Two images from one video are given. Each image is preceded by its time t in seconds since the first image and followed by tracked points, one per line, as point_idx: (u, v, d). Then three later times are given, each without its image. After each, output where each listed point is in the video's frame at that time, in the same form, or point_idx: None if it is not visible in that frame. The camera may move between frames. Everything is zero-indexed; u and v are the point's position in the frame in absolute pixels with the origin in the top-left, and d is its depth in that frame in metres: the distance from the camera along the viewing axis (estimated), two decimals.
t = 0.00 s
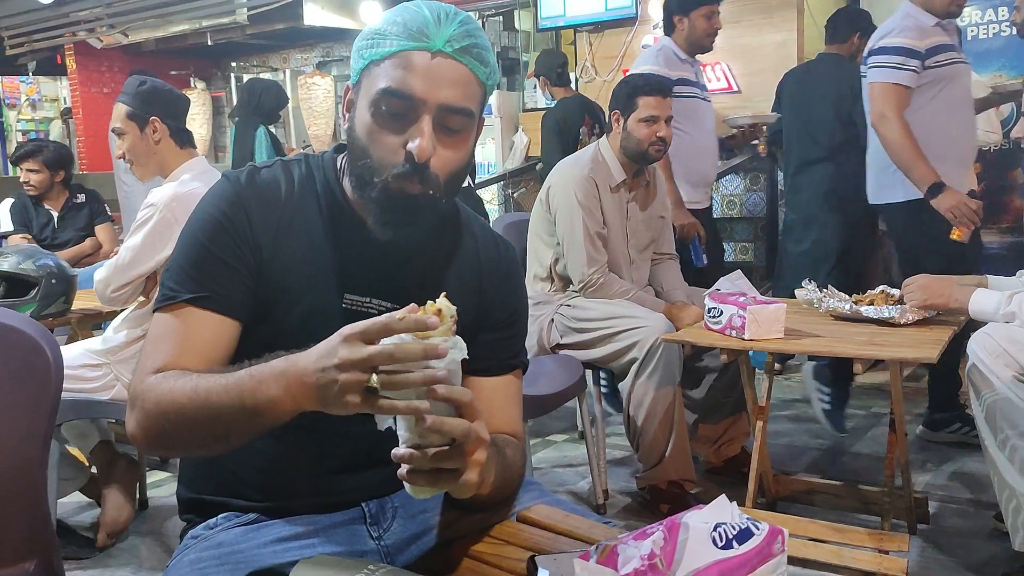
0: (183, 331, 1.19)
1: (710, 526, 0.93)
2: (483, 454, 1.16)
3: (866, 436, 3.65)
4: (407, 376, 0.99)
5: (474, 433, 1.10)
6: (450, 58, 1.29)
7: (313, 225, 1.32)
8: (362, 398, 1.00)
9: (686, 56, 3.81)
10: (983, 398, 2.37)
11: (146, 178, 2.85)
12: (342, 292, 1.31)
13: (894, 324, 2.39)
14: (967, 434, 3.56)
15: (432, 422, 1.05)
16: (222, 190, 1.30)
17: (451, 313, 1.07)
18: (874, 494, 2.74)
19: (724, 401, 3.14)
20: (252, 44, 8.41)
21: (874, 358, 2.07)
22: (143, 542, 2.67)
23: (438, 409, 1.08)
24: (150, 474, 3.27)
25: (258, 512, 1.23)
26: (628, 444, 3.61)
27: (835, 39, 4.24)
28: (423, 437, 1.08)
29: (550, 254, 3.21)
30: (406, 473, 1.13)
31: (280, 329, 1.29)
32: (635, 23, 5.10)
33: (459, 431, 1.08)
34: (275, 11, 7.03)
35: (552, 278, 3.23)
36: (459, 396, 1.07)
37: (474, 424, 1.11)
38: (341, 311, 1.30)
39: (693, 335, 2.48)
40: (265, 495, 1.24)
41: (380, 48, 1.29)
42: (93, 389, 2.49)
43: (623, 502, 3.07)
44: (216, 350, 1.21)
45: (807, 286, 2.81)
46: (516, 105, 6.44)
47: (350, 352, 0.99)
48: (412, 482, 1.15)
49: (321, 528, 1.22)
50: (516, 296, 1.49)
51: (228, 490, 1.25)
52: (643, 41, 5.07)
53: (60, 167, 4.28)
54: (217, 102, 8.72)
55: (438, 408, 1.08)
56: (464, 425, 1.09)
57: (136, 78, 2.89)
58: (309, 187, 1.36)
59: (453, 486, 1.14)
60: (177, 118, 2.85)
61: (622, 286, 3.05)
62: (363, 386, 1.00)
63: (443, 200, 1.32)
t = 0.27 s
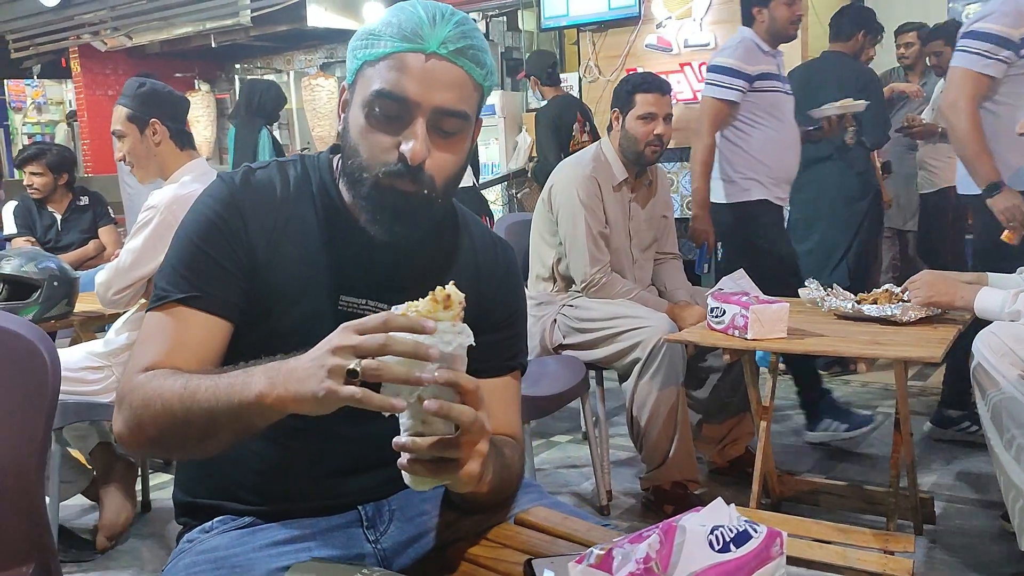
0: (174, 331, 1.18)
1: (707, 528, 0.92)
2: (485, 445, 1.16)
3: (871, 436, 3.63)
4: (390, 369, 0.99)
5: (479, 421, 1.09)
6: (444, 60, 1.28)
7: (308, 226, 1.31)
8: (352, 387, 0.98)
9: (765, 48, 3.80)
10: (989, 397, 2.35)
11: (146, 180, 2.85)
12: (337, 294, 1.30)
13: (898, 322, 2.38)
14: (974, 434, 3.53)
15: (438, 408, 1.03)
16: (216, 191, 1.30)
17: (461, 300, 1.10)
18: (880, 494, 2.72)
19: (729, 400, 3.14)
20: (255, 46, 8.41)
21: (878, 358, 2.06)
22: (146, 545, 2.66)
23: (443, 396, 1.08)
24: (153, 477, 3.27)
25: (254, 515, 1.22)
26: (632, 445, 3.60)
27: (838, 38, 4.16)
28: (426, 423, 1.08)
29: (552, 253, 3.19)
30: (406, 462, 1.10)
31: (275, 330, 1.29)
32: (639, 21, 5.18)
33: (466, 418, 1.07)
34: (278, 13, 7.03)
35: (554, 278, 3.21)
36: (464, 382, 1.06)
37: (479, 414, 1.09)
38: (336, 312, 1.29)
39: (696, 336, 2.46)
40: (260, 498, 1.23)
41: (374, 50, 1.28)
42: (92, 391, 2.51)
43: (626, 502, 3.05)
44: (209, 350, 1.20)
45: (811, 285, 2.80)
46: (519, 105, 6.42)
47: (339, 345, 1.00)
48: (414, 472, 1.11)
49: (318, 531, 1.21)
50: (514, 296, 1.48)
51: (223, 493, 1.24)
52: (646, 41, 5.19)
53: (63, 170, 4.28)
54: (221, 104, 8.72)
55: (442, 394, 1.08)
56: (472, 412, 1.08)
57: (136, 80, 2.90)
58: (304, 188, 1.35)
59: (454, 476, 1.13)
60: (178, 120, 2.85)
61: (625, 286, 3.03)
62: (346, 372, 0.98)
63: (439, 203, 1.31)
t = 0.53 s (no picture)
0: (172, 337, 1.18)
1: (704, 531, 0.92)
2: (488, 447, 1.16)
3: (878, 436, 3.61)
4: (384, 402, 0.97)
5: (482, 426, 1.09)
6: (445, 66, 1.26)
7: (306, 229, 1.31)
8: (343, 408, 0.97)
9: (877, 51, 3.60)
10: (995, 397, 2.33)
11: (148, 183, 2.86)
12: (337, 298, 1.30)
13: (902, 322, 2.37)
14: (981, 433, 3.51)
15: (442, 412, 1.02)
16: (213, 195, 1.29)
17: (463, 301, 1.07)
18: (886, 495, 2.71)
19: (733, 402, 3.10)
20: (261, 48, 8.44)
21: (883, 357, 2.04)
22: (150, 546, 2.67)
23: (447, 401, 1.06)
24: (157, 479, 3.28)
25: (251, 519, 1.22)
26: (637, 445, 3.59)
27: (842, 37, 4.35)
28: (429, 429, 1.06)
29: (555, 254, 3.18)
30: (409, 466, 1.10)
31: (274, 334, 1.28)
32: (643, 21, 5.17)
33: (469, 421, 1.06)
34: (284, 15, 7.05)
35: (557, 279, 3.20)
36: (465, 384, 1.06)
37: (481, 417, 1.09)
38: (336, 316, 1.29)
39: (699, 336, 2.45)
40: (257, 501, 1.23)
41: (373, 56, 1.25)
42: (96, 393, 2.51)
43: (631, 504, 3.04)
44: (207, 356, 1.20)
45: (815, 286, 2.79)
46: (524, 105, 6.42)
47: (343, 367, 1.00)
48: (415, 476, 1.11)
49: (315, 534, 1.21)
50: (514, 297, 1.48)
51: (221, 496, 1.24)
52: (651, 41, 5.19)
53: (69, 173, 4.30)
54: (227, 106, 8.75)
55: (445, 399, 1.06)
56: (475, 415, 1.08)
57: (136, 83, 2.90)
58: (302, 191, 1.35)
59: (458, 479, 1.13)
60: (179, 123, 2.86)
61: (629, 286, 3.02)
62: (340, 393, 0.98)
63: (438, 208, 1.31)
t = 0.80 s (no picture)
0: (171, 342, 1.18)
1: (700, 534, 0.91)
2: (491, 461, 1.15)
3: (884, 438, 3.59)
4: (379, 411, 0.97)
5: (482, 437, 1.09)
6: (449, 71, 1.26)
7: (306, 233, 1.31)
8: (338, 416, 0.98)
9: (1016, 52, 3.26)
10: (1000, 398, 2.31)
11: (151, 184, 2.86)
12: (337, 301, 1.30)
13: (907, 323, 2.36)
14: (988, 435, 3.49)
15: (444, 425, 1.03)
16: (213, 199, 1.29)
17: (469, 314, 1.05)
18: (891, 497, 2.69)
19: (738, 404, 3.08)
20: (268, 50, 8.47)
21: (887, 359, 2.04)
22: (154, 547, 2.68)
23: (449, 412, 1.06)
24: (162, 480, 3.29)
25: (250, 520, 1.23)
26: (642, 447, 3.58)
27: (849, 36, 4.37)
28: (430, 442, 1.06)
29: (559, 255, 3.18)
30: (411, 477, 1.10)
31: (273, 338, 1.28)
32: (649, 22, 5.16)
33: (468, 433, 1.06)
34: (290, 16, 7.07)
35: (560, 280, 3.20)
36: (469, 399, 1.06)
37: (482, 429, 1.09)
38: (336, 320, 1.30)
39: (703, 337, 2.44)
40: (255, 503, 1.23)
41: (376, 61, 1.25)
42: (99, 395, 2.52)
43: (635, 505, 3.03)
44: (207, 360, 1.20)
45: (819, 287, 2.78)
46: (529, 106, 6.41)
47: (338, 376, 1.01)
48: (416, 484, 1.11)
49: (313, 535, 1.21)
50: (515, 297, 1.48)
51: (220, 498, 1.25)
52: (657, 41, 5.18)
53: (75, 175, 4.32)
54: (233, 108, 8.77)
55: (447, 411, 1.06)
56: (476, 428, 1.08)
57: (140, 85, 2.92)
58: (302, 195, 1.35)
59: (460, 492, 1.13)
60: (183, 124, 2.87)
61: (633, 287, 3.02)
62: (335, 402, 0.98)
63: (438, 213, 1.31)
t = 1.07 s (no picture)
0: (171, 345, 1.18)
1: (698, 539, 0.89)
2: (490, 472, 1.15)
3: (889, 442, 3.58)
4: (366, 403, 0.97)
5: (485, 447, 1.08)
6: (450, 77, 1.26)
7: (307, 237, 1.31)
8: (325, 409, 0.98)
9: None
10: (1005, 404, 2.30)
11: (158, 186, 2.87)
12: (339, 305, 1.30)
13: (914, 329, 2.34)
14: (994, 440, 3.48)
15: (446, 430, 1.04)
16: (215, 202, 1.30)
17: (493, 325, 1.06)
18: (896, 502, 2.68)
19: (742, 407, 3.09)
20: (275, 52, 8.50)
21: (892, 363, 2.03)
22: (157, 548, 2.68)
23: (457, 419, 1.07)
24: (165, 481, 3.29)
25: (250, 523, 1.22)
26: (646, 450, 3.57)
27: (856, 40, 4.36)
28: (435, 446, 1.07)
29: (564, 257, 3.17)
30: (410, 476, 1.10)
31: (274, 341, 1.28)
32: (656, 24, 5.16)
33: (471, 445, 1.06)
34: (297, 19, 7.09)
35: (565, 282, 3.19)
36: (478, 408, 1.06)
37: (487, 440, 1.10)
38: (337, 324, 1.29)
39: (707, 341, 2.44)
40: (254, 506, 1.23)
41: (378, 66, 1.25)
42: (103, 395, 2.52)
43: (640, 509, 3.03)
44: (208, 364, 1.21)
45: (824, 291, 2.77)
46: (535, 109, 6.42)
47: (327, 372, 1.02)
48: (415, 484, 1.11)
49: (313, 538, 1.21)
50: (517, 301, 1.48)
51: (219, 500, 1.25)
52: (663, 44, 5.19)
53: (82, 177, 4.34)
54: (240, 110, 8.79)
55: (455, 418, 1.06)
56: (480, 438, 1.08)
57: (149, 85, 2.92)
58: (305, 198, 1.35)
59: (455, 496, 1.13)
60: (191, 125, 2.87)
61: (637, 290, 3.01)
62: (323, 396, 0.99)
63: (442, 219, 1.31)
